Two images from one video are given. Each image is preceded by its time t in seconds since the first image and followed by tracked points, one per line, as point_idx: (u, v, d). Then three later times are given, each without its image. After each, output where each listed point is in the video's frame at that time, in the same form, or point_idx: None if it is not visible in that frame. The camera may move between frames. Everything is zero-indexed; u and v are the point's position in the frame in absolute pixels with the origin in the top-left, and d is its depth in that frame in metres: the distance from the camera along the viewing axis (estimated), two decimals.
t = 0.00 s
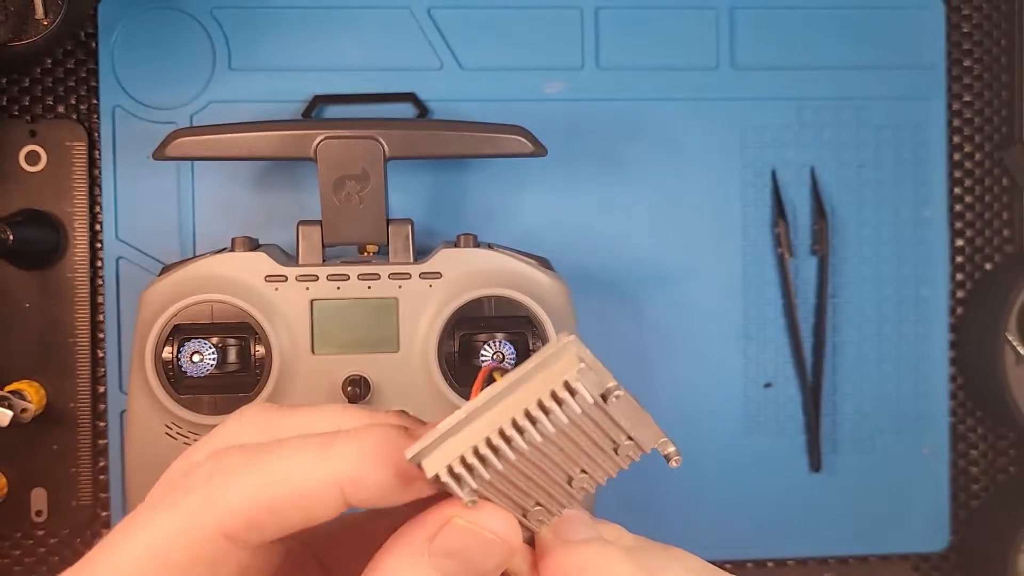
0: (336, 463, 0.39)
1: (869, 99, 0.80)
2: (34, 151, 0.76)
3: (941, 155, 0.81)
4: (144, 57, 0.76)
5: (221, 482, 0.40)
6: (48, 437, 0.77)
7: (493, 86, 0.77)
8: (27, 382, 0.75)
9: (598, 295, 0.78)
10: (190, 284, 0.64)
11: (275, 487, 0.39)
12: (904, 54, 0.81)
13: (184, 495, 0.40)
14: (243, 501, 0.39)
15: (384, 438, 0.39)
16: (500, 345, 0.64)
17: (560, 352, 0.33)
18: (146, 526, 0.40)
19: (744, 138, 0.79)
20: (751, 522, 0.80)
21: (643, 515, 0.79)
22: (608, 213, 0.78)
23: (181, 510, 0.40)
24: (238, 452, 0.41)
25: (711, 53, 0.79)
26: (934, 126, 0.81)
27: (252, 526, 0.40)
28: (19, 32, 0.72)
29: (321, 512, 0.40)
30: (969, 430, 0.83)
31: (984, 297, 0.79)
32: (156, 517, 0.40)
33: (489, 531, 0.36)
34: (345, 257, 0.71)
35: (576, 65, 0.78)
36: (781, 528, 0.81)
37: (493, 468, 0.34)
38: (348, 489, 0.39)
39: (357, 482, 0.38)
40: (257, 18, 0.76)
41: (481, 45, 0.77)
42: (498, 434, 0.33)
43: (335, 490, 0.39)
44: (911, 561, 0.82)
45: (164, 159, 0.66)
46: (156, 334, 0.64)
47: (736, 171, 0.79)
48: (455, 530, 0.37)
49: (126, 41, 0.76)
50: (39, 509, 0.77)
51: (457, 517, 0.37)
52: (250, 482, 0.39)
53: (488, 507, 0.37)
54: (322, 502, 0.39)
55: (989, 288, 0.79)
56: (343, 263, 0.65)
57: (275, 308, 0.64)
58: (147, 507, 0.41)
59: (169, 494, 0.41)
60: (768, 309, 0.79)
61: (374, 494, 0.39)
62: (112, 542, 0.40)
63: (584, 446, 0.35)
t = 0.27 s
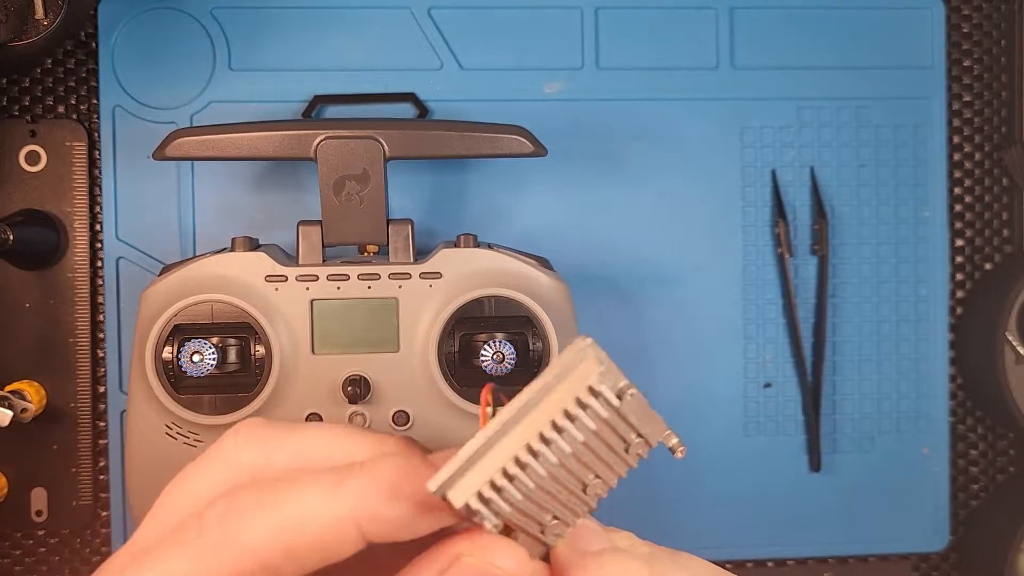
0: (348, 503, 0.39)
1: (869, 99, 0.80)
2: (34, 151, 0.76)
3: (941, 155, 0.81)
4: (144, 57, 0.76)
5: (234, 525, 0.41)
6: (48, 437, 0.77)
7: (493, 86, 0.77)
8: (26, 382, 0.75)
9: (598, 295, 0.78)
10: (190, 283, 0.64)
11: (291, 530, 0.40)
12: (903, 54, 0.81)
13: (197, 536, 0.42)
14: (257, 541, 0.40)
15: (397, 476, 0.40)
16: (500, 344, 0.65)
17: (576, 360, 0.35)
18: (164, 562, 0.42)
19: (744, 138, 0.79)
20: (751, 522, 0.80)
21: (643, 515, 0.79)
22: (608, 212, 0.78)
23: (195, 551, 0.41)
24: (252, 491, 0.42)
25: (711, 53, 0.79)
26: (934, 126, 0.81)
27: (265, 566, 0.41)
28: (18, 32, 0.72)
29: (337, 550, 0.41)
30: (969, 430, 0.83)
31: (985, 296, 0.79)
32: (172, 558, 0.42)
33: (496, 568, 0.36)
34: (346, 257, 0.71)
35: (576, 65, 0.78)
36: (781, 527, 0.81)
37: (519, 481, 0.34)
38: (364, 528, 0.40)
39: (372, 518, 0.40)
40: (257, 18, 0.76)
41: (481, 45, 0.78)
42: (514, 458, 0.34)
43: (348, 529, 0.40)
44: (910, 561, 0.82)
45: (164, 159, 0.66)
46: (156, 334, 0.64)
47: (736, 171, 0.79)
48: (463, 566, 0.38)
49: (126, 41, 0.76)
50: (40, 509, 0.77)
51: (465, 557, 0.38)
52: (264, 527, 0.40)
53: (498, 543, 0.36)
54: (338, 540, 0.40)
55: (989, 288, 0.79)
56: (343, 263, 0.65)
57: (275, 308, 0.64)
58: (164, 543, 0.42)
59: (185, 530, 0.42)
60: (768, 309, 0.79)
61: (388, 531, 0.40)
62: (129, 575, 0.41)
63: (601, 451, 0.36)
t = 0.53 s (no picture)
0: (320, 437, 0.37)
1: (868, 99, 0.80)
2: (34, 151, 0.76)
3: (941, 155, 0.81)
4: (144, 57, 0.76)
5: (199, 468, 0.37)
6: (48, 437, 0.77)
7: (493, 86, 0.77)
8: (26, 382, 0.75)
9: (598, 295, 0.78)
10: (190, 283, 0.64)
11: (257, 470, 0.37)
12: (903, 53, 0.81)
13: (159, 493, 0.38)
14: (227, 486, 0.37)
15: (369, 411, 0.38)
16: (500, 344, 0.65)
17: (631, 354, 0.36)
18: (134, 522, 0.37)
19: (744, 138, 0.79)
20: (751, 522, 0.80)
21: (643, 515, 0.79)
22: (608, 213, 0.78)
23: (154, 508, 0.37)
24: (218, 443, 0.39)
25: (710, 53, 0.79)
26: (934, 126, 0.81)
27: (239, 511, 0.37)
28: (18, 32, 0.72)
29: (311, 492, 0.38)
30: (969, 430, 0.83)
31: (985, 296, 0.79)
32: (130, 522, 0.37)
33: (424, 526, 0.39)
34: (345, 258, 0.71)
35: (575, 65, 0.78)
36: (781, 527, 0.81)
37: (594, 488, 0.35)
38: (332, 462, 0.37)
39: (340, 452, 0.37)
40: (257, 19, 0.76)
41: (480, 45, 0.78)
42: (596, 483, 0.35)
43: (320, 464, 0.37)
44: (910, 561, 0.82)
45: (164, 159, 0.66)
46: (155, 333, 0.64)
47: (736, 171, 0.79)
48: (387, 525, 0.38)
49: (125, 41, 0.76)
50: (40, 509, 0.77)
51: None
52: (231, 470, 0.37)
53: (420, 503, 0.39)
54: (310, 480, 0.37)
55: (989, 288, 0.79)
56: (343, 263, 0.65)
57: (275, 307, 0.64)
58: (133, 507, 0.38)
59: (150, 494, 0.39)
60: (768, 309, 0.79)
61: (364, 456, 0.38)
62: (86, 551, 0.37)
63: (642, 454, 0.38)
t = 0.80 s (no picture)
0: (367, 438, 0.44)
1: (868, 100, 0.80)
2: (34, 151, 0.76)
3: (941, 155, 0.81)
4: (144, 57, 0.76)
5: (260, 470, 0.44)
6: (48, 437, 0.77)
7: (494, 86, 0.77)
8: (27, 382, 0.75)
9: (598, 295, 0.78)
10: (190, 284, 0.64)
11: (312, 470, 0.44)
12: (903, 53, 0.81)
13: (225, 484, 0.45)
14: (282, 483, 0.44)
15: (425, 410, 0.44)
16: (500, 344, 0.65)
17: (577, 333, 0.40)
18: (196, 512, 0.44)
19: (744, 138, 0.79)
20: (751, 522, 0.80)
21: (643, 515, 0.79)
22: (608, 213, 0.78)
23: (222, 498, 0.44)
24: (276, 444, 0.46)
25: (710, 53, 0.79)
26: (934, 127, 0.81)
27: (290, 510, 0.44)
28: (19, 32, 0.72)
29: (359, 489, 0.44)
30: (969, 430, 0.83)
31: (985, 296, 0.79)
32: (200, 511, 0.44)
33: (463, 531, 0.43)
34: (345, 258, 0.71)
35: (575, 66, 0.78)
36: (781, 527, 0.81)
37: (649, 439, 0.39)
38: (383, 461, 0.44)
39: (389, 448, 0.44)
40: (257, 19, 0.76)
41: (481, 45, 0.78)
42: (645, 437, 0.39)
43: (368, 461, 0.44)
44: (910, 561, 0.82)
45: (164, 159, 0.66)
46: (155, 334, 0.64)
47: (736, 171, 0.79)
48: (429, 531, 0.43)
49: (125, 41, 0.76)
50: (40, 509, 0.77)
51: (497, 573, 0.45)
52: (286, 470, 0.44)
53: (461, 511, 0.44)
54: (360, 478, 0.44)
55: (989, 289, 0.80)
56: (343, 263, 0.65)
57: (275, 307, 0.64)
58: (193, 497, 0.45)
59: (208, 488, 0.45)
60: (768, 309, 0.79)
61: (410, 459, 0.44)
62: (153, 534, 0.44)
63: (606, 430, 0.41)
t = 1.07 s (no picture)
0: (388, 458, 0.47)
1: (871, 98, 0.80)
2: (30, 150, 0.76)
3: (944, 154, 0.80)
4: (141, 55, 0.76)
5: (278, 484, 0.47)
6: (44, 438, 0.76)
7: (494, 84, 0.77)
8: (23, 382, 0.74)
9: (598, 295, 0.78)
10: (189, 284, 0.64)
11: (330, 486, 0.47)
12: (905, 52, 0.80)
13: (244, 497, 0.48)
14: (303, 498, 0.47)
15: (442, 431, 0.47)
16: (500, 345, 0.64)
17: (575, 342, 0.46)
18: (210, 526, 0.47)
19: (746, 137, 0.78)
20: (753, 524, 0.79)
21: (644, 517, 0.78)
22: (609, 212, 0.78)
23: (242, 511, 0.47)
24: (296, 458, 0.49)
25: (711, 52, 0.78)
26: (936, 126, 0.80)
27: (310, 525, 0.47)
28: (15, 30, 0.71)
29: (379, 504, 0.48)
30: (972, 431, 0.82)
31: (989, 296, 0.79)
32: (219, 520, 0.47)
33: (519, 553, 0.46)
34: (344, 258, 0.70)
35: (576, 64, 0.77)
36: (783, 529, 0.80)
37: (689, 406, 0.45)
38: (402, 478, 0.47)
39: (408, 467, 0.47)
40: (255, 17, 0.76)
41: (480, 43, 0.77)
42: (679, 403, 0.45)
43: (388, 480, 0.47)
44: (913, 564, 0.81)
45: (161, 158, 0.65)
46: (152, 334, 0.63)
47: (737, 171, 0.78)
48: (488, 551, 0.46)
49: (122, 39, 0.76)
50: (36, 511, 0.76)
51: None
52: (305, 483, 0.47)
53: (518, 533, 0.47)
54: (380, 495, 0.48)
55: (993, 289, 0.79)
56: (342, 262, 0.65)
57: (274, 308, 0.64)
58: (211, 509, 0.48)
59: (231, 498, 0.48)
60: (770, 309, 0.79)
61: (430, 478, 0.48)
62: (174, 540, 0.47)
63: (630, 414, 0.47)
